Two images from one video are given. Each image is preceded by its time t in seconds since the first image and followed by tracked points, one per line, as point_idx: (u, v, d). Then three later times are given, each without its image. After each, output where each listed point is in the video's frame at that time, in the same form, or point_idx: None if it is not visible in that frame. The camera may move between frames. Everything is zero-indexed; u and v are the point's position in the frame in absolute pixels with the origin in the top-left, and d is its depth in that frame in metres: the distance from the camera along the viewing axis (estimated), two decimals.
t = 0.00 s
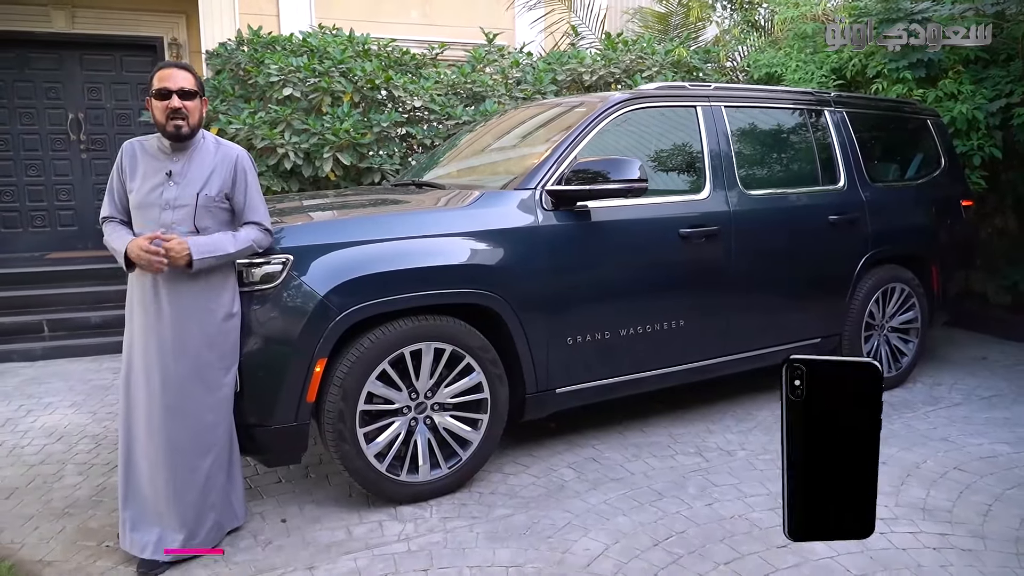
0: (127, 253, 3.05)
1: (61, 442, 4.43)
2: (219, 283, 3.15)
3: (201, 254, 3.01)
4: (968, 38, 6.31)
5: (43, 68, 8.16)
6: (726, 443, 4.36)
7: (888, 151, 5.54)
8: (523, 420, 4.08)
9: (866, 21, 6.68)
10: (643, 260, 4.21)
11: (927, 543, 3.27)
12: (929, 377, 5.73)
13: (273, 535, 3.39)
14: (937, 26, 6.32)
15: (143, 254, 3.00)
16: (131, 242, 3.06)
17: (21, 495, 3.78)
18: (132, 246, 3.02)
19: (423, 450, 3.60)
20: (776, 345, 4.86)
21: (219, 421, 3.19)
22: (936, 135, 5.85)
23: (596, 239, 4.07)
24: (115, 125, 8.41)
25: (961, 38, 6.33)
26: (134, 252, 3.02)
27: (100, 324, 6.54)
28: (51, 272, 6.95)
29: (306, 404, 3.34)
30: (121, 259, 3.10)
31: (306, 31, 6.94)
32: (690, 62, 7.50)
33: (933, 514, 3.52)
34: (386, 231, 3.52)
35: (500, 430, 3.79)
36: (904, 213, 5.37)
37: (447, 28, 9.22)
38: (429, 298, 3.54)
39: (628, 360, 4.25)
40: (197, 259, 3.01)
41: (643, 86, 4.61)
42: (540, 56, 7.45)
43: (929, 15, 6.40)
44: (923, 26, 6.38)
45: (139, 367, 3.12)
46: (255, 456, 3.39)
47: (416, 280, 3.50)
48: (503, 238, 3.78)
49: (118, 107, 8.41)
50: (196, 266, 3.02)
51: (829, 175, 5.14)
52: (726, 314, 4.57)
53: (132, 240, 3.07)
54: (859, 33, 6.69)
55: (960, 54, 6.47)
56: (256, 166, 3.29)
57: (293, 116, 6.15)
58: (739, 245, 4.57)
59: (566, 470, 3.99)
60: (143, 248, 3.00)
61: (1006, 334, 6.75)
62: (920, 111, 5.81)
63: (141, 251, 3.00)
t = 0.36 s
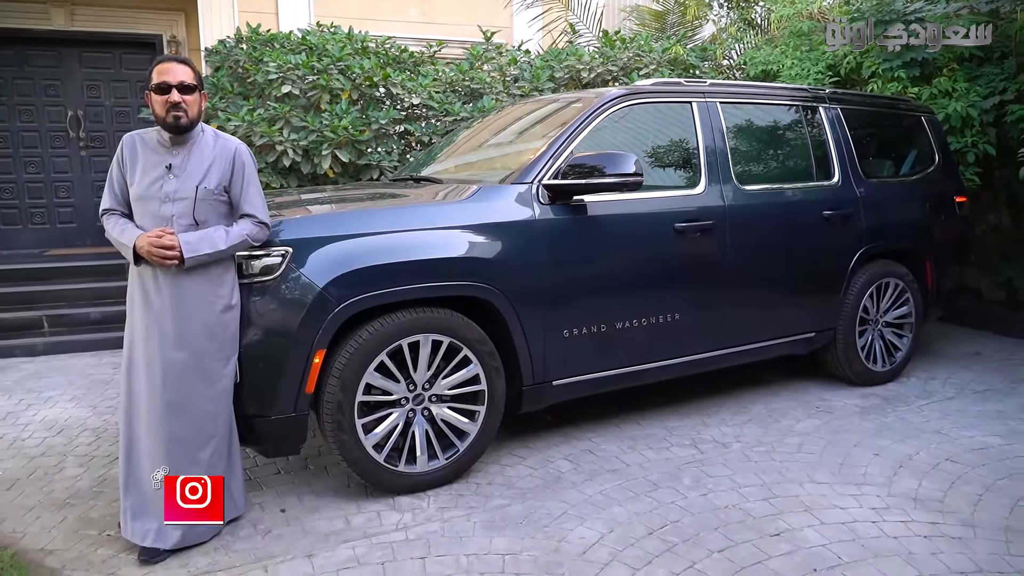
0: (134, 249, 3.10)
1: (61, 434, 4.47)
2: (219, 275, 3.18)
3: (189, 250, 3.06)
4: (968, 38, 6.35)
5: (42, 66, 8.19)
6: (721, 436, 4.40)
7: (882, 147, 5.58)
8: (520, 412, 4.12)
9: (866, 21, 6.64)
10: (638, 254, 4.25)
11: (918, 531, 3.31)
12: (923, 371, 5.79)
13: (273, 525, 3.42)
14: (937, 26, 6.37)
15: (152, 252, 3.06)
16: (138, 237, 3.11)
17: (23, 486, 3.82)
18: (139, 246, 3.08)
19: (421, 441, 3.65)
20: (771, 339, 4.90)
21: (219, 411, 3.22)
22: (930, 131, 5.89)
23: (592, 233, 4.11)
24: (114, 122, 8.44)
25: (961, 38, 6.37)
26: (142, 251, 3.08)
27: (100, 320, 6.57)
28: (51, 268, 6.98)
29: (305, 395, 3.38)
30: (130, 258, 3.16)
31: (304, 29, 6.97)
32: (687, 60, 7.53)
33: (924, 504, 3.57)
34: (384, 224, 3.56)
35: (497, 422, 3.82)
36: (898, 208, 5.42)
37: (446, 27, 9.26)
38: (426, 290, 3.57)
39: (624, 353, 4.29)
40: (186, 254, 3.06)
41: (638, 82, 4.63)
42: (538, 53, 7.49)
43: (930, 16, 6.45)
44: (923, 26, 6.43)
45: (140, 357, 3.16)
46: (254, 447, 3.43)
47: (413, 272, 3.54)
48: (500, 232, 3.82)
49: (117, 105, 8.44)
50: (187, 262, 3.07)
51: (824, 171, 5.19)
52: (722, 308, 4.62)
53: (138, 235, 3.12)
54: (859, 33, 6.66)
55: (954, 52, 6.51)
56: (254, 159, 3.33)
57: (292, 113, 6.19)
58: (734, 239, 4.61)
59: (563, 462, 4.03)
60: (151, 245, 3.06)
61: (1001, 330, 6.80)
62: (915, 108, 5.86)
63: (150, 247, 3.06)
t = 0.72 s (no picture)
0: (133, 242, 3.13)
1: (64, 429, 4.50)
2: (219, 268, 3.22)
3: (187, 241, 3.09)
4: (968, 38, 6.37)
5: (42, 64, 8.22)
6: (718, 430, 4.43)
7: (878, 145, 5.62)
8: (519, 406, 4.16)
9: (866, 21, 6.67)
10: (636, 249, 4.29)
11: (913, 522, 3.35)
12: (919, 367, 5.83)
13: (274, 516, 3.46)
14: (937, 27, 6.40)
15: (149, 243, 3.09)
16: (137, 229, 3.14)
17: (26, 479, 3.85)
18: (137, 238, 3.12)
19: (421, 434, 3.68)
20: (768, 334, 4.94)
21: (220, 403, 3.25)
22: (926, 129, 5.93)
23: (590, 228, 4.15)
24: (114, 121, 8.47)
25: (961, 38, 6.38)
26: (141, 242, 3.11)
27: (100, 317, 6.60)
28: (52, 266, 7.01)
29: (306, 387, 3.41)
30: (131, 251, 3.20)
31: (304, 27, 6.98)
32: (685, 58, 7.57)
33: (919, 495, 3.61)
34: (384, 219, 3.59)
35: (497, 415, 3.86)
36: (893, 204, 5.45)
37: (445, 26, 9.29)
38: (426, 284, 3.61)
39: (622, 347, 4.32)
40: (184, 245, 3.09)
41: (636, 79, 4.67)
42: (536, 52, 7.53)
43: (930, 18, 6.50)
44: (923, 26, 6.48)
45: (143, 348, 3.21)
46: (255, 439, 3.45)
47: (413, 266, 3.57)
48: (499, 226, 3.85)
49: (117, 104, 8.48)
50: (185, 254, 3.10)
51: (819, 168, 5.22)
52: (719, 303, 4.65)
53: (137, 228, 3.15)
54: (858, 33, 6.69)
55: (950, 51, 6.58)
56: (253, 152, 3.36)
57: (292, 112, 6.21)
58: (731, 235, 4.65)
59: (561, 455, 4.06)
60: (150, 237, 3.09)
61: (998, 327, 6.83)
62: (911, 106, 5.90)
63: (148, 240, 3.09)
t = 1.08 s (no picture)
0: (133, 236, 3.14)
1: (66, 423, 4.51)
2: (220, 260, 3.22)
3: (188, 236, 3.09)
4: (968, 38, 6.40)
5: (44, 62, 8.23)
6: (720, 424, 4.43)
7: (879, 140, 5.61)
8: (521, 399, 4.16)
9: (866, 20, 6.66)
10: (637, 242, 4.29)
11: (915, 514, 3.35)
12: (921, 362, 5.82)
13: (276, 508, 3.46)
14: (938, 27, 6.38)
15: (150, 238, 3.10)
16: (137, 224, 3.14)
17: (29, 471, 3.86)
18: (137, 232, 3.12)
19: (423, 426, 3.68)
20: (769, 329, 4.94)
21: (222, 394, 3.26)
22: (928, 125, 5.93)
23: (592, 222, 4.15)
24: (116, 118, 8.48)
25: (961, 38, 6.40)
26: (141, 237, 3.11)
27: (102, 313, 6.61)
28: (54, 263, 7.03)
29: (308, 379, 3.41)
30: (132, 246, 3.21)
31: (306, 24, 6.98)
32: (687, 55, 7.58)
33: (921, 488, 3.61)
34: (386, 211, 3.60)
35: (499, 408, 3.86)
36: (895, 200, 5.45)
37: (446, 23, 9.30)
38: (427, 277, 3.61)
39: (623, 341, 4.32)
40: (185, 240, 3.09)
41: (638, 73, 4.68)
42: (538, 49, 7.52)
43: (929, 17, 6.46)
44: (923, 26, 6.44)
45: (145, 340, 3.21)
46: (258, 431, 3.46)
47: (415, 259, 3.58)
48: (500, 219, 3.85)
49: (119, 101, 8.49)
50: (186, 248, 3.11)
51: (821, 163, 5.22)
52: (721, 298, 4.65)
53: (138, 222, 3.16)
54: (859, 33, 6.68)
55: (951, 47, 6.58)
56: (252, 144, 3.35)
57: (294, 108, 6.22)
58: (733, 229, 4.65)
59: (563, 448, 4.06)
60: (151, 231, 3.09)
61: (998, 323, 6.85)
62: (913, 102, 5.89)
63: (149, 234, 3.09)
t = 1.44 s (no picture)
0: (134, 230, 3.11)
1: (65, 421, 4.49)
2: (222, 256, 3.21)
3: (190, 231, 3.07)
4: (968, 38, 6.39)
5: (43, 61, 8.20)
6: (722, 421, 4.41)
7: (881, 139, 5.60)
8: (523, 397, 4.14)
9: (866, 21, 6.66)
10: (640, 239, 4.27)
11: (920, 510, 3.33)
12: (923, 361, 5.81)
13: (277, 506, 3.44)
14: (938, 27, 6.37)
15: (152, 233, 3.07)
16: (139, 218, 3.12)
17: (27, 469, 3.84)
18: (138, 227, 3.10)
19: (424, 424, 3.67)
20: (771, 327, 4.92)
21: (222, 391, 3.23)
22: (930, 123, 5.92)
23: (594, 218, 4.13)
24: (115, 118, 8.47)
25: (961, 38, 6.39)
26: (142, 232, 3.09)
27: (101, 312, 6.59)
28: (53, 262, 7.00)
29: (310, 376, 3.39)
30: (132, 240, 3.19)
31: (305, 23, 6.93)
32: (687, 54, 7.58)
33: (925, 484, 3.60)
34: (388, 208, 3.58)
35: (501, 406, 3.84)
36: (896, 197, 5.44)
37: (446, 23, 9.28)
38: (429, 273, 3.59)
39: (625, 338, 4.30)
40: (187, 236, 3.07)
41: (640, 70, 4.67)
42: (538, 48, 7.50)
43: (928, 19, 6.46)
44: (923, 26, 6.44)
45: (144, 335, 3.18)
46: (258, 428, 3.44)
47: (417, 255, 3.56)
48: (503, 215, 3.84)
49: (118, 100, 8.48)
50: (188, 243, 3.09)
51: (823, 161, 5.21)
52: (723, 296, 4.64)
53: (139, 216, 3.13)
54: (858, 33, 6.67)
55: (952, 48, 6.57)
56: (255, 139, 3.33)
57: (294, 106, 6.20)
58: (735, 226, 4.64)
59: (565, 446, 4.04)
60: (152, 225, 3.07)
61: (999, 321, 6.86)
62: (914, 100, 5.89)
63: (150, 228, 3.07)
